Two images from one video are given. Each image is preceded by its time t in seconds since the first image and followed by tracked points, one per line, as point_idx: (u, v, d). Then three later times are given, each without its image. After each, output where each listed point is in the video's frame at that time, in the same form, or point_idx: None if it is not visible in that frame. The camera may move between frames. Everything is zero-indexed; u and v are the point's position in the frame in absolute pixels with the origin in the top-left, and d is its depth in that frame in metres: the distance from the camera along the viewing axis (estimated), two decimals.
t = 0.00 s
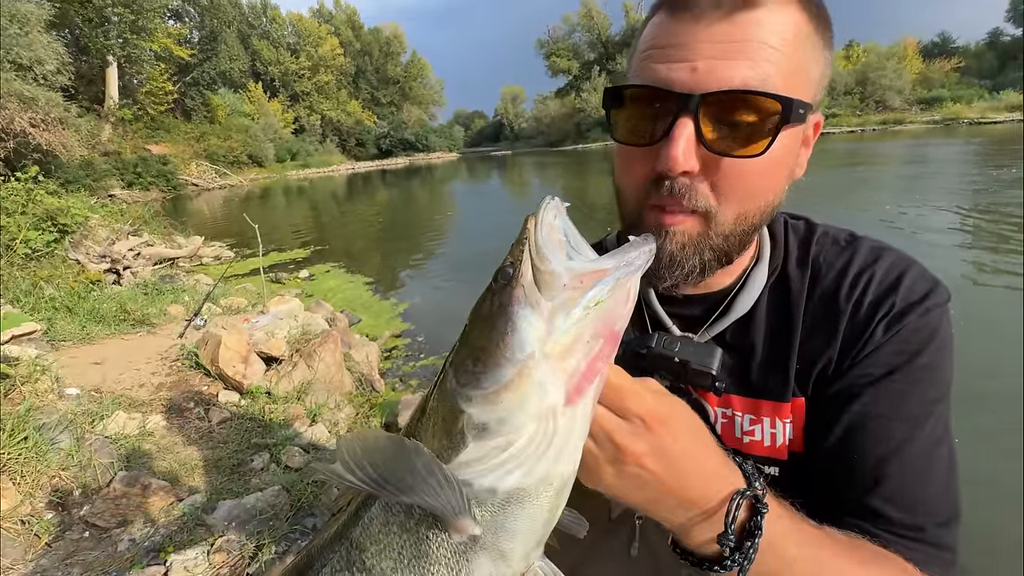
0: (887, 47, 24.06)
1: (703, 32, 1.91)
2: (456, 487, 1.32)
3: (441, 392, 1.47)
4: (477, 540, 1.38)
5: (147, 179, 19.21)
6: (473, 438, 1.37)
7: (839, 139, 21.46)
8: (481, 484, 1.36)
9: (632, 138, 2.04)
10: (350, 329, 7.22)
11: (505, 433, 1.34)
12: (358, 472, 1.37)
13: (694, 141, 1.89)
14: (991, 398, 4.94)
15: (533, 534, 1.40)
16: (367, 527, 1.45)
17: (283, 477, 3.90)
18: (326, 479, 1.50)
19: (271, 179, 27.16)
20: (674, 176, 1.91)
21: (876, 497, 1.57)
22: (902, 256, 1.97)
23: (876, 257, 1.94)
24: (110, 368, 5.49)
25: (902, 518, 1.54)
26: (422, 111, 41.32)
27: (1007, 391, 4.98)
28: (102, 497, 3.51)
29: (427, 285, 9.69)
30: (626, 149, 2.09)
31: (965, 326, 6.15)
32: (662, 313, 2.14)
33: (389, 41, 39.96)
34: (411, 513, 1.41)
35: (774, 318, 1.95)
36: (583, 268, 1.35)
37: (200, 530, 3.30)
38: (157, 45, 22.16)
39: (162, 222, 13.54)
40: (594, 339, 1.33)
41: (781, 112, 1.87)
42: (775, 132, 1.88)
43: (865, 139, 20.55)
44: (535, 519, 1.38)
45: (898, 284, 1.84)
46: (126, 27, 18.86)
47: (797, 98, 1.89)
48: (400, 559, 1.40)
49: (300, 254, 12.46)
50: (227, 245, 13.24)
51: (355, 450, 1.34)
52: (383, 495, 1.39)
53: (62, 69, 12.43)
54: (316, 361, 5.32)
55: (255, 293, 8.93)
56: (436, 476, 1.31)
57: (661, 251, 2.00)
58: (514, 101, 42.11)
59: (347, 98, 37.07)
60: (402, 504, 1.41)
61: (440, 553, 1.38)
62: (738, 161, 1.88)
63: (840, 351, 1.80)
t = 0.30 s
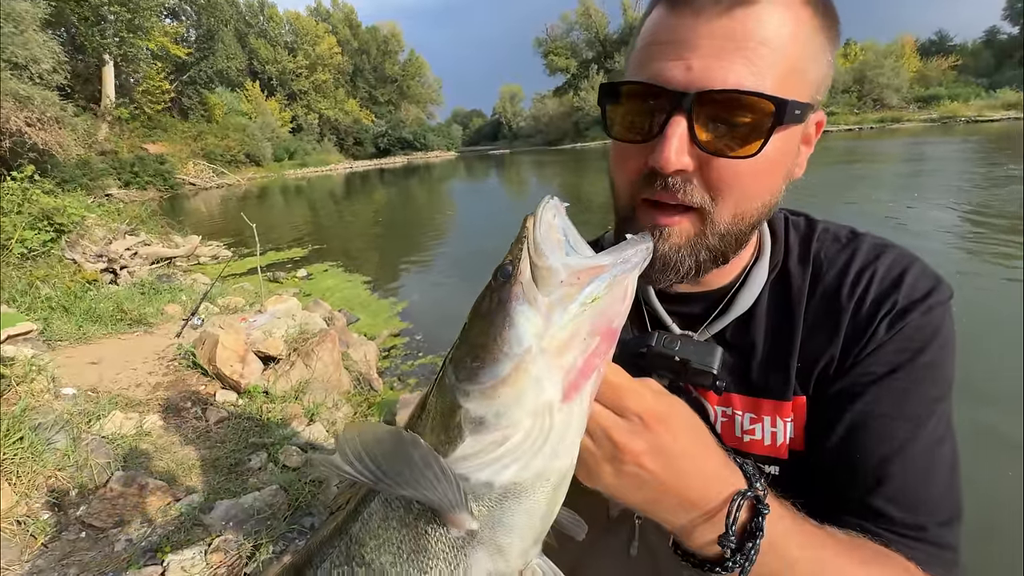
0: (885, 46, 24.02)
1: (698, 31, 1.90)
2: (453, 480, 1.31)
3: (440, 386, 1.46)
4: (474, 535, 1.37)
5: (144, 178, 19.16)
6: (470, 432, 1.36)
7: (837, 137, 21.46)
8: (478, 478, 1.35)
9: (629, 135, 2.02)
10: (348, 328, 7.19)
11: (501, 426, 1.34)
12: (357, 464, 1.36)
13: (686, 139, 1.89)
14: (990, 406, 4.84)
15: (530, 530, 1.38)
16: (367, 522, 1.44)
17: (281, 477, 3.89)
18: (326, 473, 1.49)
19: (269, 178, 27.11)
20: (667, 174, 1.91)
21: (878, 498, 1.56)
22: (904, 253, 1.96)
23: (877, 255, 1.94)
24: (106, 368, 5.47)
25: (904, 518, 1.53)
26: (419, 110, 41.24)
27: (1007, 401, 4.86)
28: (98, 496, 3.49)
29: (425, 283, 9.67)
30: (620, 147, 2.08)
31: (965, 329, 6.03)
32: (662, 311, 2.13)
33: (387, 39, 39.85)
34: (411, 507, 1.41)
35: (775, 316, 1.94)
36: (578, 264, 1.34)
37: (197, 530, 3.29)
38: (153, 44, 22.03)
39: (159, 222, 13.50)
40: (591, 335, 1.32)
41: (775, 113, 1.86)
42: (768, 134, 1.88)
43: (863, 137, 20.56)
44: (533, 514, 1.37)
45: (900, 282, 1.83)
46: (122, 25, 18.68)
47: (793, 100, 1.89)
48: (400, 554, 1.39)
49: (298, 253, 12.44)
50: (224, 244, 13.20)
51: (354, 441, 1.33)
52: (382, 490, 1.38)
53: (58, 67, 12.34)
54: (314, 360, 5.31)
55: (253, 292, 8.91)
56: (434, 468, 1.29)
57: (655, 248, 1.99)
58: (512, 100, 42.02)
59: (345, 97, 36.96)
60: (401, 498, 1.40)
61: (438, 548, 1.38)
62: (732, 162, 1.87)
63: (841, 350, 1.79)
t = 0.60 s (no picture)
0: (882, 45, 24.05)
1: (686, 24, 1.90)
2: (458, 496, 1.30)
3: (443, 396, 1.44)
4: (479, 549, 1.36)
5: (142, 178, 19.15)
6: (476, 445, 1.34)
7: (835, 136, 21.48)
8: (485, 491, 1.34)
9: (628, 132, 2.02)
10: (347, 329, 7.18)
11: (509, 439, 1.32)
12: (356, 478, 1.35)
13: (689, 129, 1.89)
14: (991, 418, 4.70)
15: (537, 543, 1.38)
16: (369, 533, 1.45)
17: (280, 477, 3.89)
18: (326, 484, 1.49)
19: (268, 178, 27.16)
20: (672, 166, 1.91)
21: (881, 497, 1.56)
22: (903, 251, 1.96)
23: (877, 253, 1.94)
24: (104, 369, 5.46)
25: (908, 516, 1.53)
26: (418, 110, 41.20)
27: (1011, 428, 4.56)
28: (96, 498, 3.48)
29: (424, 284, 9.66)
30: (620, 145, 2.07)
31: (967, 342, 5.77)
32: (663, 310, 2.12)
33: (385, 39, 39.80)
34: (413, 520, 1.40)
35: (775, 314, 1.94)
36: (589, 271, 1.32)
37: (196, 531, 3.28)
38: (150, 44, 21.95)
39: (157, 222, 13.48)
40: (603, 343, 1.30)
41: (772, 93, 1.87)
42: (768, 114, 1.89)
43: (860, 136, 20.65)
44: (540, 528, 1.36)
45: (901, 280, 1.83)
46: (119, 26, 18.58)
47: (787, 80, 1.90)
48: (401, 566, 1.39)
49: (296, 253, 12.42)
50: (223, 244, 13.18)
51: (355, 456, 1.33)
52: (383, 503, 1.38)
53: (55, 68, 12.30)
54: (312, 361, 5.30)
55: (251, 293, 8.89)
56: (438, 485, 1.29)
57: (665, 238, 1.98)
58: (511, 99, 41.96)
59: (343, 97, 36.91)
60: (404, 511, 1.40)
61: (440, 561, 1.37)
62: (735, 145, 1.87)
63: (842, 347, 1.79)
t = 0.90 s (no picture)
0: (880, 46, 24.05)
1: (689, 15, 1.93)
2: (463, 507, 1.30)
3: (452, 397, 1.43)
4: (484, 558, 1.36)
5: (141, 180, 19.17)
6: (484, 454, 1.33)
7: (833, 136, 21.50)
8: (493, 500, 1.34)
9: (632, 121, 2.03)
10: (347, 330, 7.18)
11: (521, 448, 1.30)
12: (354, 486, 1.35)
13: (694, 118, 1.90)
14: (991, 412, 4.71)
15: (544, 554, 1.37)
16: (370, 531, 1.46)
17: (279, 478, 3.89)
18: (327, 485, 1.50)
19: (267, 179, 27.20)
20: (677, 154, 1.92)
21: (884, 492, 1.56)
22: (902, 247, 1.96)
23: (877, 249, 1.94)
24: (102, 370, 5.45)
25: (911, 510, 1.53)
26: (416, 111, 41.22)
27: (1010, 454, 4.26)
28: (94, 499, 3.47)
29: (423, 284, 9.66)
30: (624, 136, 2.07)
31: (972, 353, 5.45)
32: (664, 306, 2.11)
33: (384, 40, 39.80)
34: (414, 524, 1.40)
35: (775, 310, 1.93)
36: (614, 270, 1.28)
37: (194, 533, 3.27)
38: (149, 45, 21.89)
39: (156, 223, 13.47)
40: (624, 348, 1.28)
41: (774, 83, 1.89)
42: (771, 104, 1.91)
43: (859, 136, 20.65)
44: (549, 538, 1.36)
45: (900, 276, 1.83)
46: (118, 27, 18.39)
47: (789, 70, 1.93)
48: (402, 568, 1.40)
49: (295, 254, 12.41)
50: (222, 246, 13.16)
51: (354, 463, 1.32)
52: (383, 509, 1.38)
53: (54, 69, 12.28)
54: (311, 362, 5.28)
55: (250, 294, 8.88)
56: (447, 498, 1.29)
57: (669, 226, 1.98)
58: (510, 100, 41.95)
59: (342, 98, 36.91)
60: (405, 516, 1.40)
61: (441, 565, 1.37)
62: (740, 134, 1.88)
63: (843, 342, 1.78)
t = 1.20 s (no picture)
0: (880, 48, 24.04)
1: (687, 15, 1.94)
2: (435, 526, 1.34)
3: (437, 398, 1.42)
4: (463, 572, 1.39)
5: (141, 182, 19.22)
6: (465, 470, 1.32)
7: (833, 139, 21.50)
8: (474, 516, 1.35)
9: (633, 118, 2.02)
10: (346, 332, 7.18)
11: (508, 465, 1.29)
12: (316, 496, 1.39)
13: (695, 114, 1.90)
14: (990, 414, 4.73)
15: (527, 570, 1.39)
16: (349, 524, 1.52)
17: (277, 481, 3.88)
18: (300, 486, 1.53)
19: (267, 182, 27.25)
20: (678, 149, 1.91)
21: (880, 491, 1.55)
22: (901, 248, 1.97)
23: (874, 250, 1.94)
24: (102, 372, 5.44)
25: (908, 511, 1.52)
26: (417, 114, 41.25)
27: (1013, 444, 4.38)
28: (92, 502, 3.47)
29: (423, 286, 9.66)
30: (623, 134, 2.06)
31: (970, 352, 5.59)
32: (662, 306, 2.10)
33: (384, 43, 39.80)
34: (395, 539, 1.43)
35: (772, 312, 1.93)
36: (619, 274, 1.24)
37: (192, 536, 3.28)
38: (150, 47, 21.74)
39: (156, 225, 13.46)
40: (627, 365, 1.25)
41: (773, 80, 1.90)
42: (769, 101, 1.92)
43: (858, 139, 20.64)
44: (528, 557, 1.38)
45: (898, 276, 1.83)
46: (119, 30, 18.33)
47: (788, 66, 1.94)
48: (377, 567, 1.45)
49: (295, 256, 12.40)
50: (222, 248, 13.16)
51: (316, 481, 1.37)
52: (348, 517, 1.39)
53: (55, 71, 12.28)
54: (311, 364, 5.27)
55: (250, 296, 8.87)
56: (409, 518, 1.33)
57: (669, 222, 1.99)
58: (510, 103, 41.99)
59: (343, 100, 36.91)
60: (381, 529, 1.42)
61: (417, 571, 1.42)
62: (740, 130, 1.89)
63: (839, 343, 1.78)
